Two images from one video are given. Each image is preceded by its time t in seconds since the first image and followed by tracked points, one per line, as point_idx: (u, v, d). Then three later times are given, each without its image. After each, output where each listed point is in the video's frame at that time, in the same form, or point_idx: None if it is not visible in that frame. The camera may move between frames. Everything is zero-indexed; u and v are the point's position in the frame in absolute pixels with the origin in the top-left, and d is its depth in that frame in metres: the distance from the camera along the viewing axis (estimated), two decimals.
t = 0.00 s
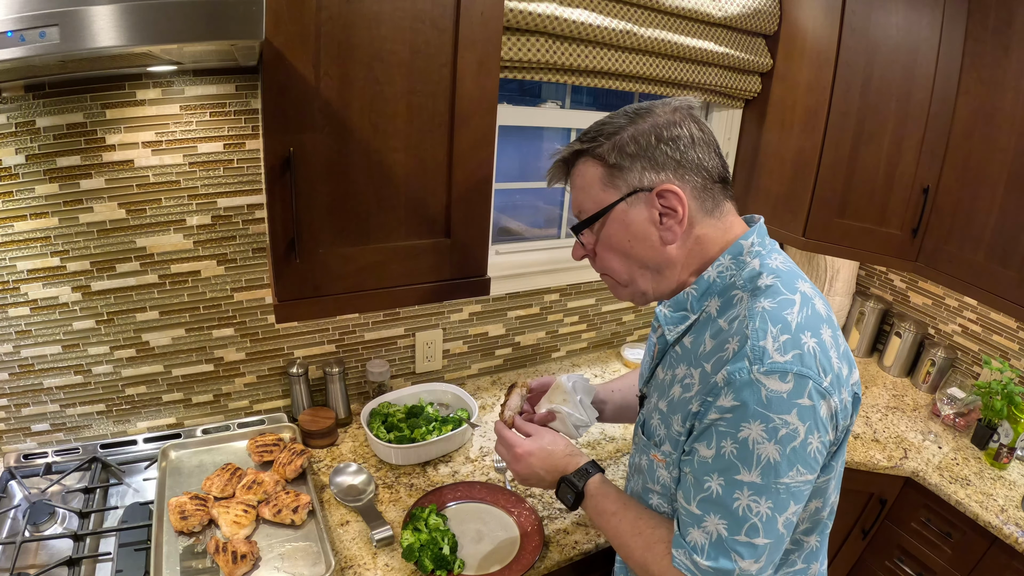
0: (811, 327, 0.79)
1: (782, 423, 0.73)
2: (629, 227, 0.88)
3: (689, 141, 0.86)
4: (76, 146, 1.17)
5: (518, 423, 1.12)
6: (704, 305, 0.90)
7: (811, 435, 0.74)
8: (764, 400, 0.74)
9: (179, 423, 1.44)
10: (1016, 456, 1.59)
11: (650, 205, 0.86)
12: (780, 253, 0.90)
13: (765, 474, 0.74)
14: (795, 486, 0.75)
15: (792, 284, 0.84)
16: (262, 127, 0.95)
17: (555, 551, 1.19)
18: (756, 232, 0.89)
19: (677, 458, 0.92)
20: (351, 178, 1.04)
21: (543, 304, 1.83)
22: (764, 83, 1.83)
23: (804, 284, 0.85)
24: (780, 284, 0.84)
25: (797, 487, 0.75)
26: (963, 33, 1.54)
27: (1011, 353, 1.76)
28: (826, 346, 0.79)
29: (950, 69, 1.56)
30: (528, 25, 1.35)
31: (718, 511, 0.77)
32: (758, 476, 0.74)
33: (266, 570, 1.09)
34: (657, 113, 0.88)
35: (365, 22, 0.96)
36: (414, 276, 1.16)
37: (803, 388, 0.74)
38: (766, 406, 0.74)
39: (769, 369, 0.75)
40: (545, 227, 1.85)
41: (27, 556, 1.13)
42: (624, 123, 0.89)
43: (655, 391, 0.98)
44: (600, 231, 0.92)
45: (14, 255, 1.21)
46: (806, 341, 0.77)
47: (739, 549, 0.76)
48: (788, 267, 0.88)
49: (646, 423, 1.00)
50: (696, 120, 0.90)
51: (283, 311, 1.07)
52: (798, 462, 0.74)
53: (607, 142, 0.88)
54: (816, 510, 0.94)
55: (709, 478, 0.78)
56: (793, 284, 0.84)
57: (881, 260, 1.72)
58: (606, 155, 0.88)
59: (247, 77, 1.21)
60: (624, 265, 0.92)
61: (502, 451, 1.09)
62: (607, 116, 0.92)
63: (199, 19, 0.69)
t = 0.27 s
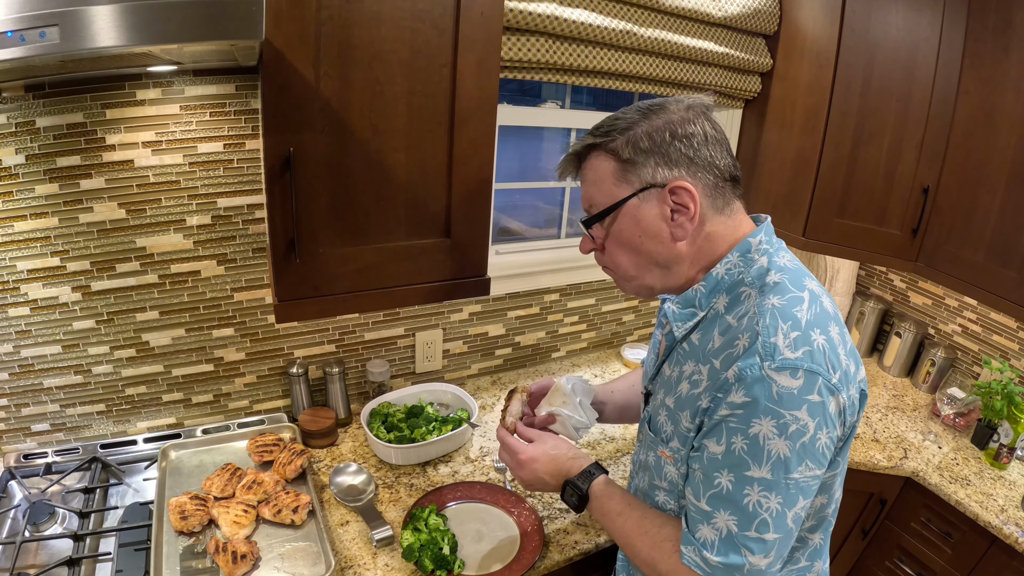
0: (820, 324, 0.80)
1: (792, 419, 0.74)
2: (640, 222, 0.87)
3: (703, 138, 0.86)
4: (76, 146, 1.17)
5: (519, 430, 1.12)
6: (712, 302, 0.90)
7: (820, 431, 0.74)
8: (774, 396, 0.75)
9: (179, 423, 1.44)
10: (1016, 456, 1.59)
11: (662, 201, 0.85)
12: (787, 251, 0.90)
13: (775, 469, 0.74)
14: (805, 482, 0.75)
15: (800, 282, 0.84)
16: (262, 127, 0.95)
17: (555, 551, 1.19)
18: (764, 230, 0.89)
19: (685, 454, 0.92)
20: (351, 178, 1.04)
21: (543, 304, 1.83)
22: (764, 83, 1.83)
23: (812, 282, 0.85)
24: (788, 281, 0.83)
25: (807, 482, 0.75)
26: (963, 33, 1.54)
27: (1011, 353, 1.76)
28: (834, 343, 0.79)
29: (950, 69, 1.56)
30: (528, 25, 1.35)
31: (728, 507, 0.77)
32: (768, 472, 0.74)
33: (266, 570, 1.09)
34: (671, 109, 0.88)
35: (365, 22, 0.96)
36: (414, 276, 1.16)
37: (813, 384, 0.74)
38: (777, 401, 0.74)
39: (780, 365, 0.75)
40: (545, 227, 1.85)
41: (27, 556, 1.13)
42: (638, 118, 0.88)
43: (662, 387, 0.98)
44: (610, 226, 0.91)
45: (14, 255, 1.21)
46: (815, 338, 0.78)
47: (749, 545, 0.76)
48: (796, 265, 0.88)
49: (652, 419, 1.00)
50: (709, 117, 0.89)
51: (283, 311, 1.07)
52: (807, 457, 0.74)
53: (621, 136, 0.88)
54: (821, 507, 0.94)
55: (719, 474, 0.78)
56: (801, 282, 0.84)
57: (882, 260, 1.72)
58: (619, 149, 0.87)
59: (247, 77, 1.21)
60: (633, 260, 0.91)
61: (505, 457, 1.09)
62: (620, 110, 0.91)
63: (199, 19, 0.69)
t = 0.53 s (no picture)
0: (832, 314, 0.80)
1: (807, 406, 0.74)
2: (702, 183, 0.83)
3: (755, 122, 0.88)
4: (76, 146, 1.17)
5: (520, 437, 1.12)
6: (722, 292, 0.89)
7: (832, 420, 0.75)
8: (790, 383, 0.74)
9: (179, 423, 1.44)
10: (1016, 456, 1.59)
11: (727, 169, 0.83)
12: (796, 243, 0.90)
13: (789, 457, 0.74)
14: (818, 469, 0.75)
15: (811, 272, 0.84)
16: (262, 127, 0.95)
17: (555, 551, 1.19)
18: (773, 223, 0.89)
19: (694, 445, 0.91)
20: (351, 178, 1.04)
21: (544, 304, 1.83)
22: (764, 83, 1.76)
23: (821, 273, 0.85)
24: (799, 271, 0.83)
25: (819, 470, 0.75)
26: (963, 33, 1.54)
27: (1011, 353, 1.76)
28: (845, 333, 0.79)
29: (950, 69, 1.56)
30: (528, 25, 1.35)
31: (741, 496, 0.78)
32: (782, 459, 0.74)
33: (266, 570, 1.09)
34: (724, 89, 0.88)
35: (365, 22, 0.96)
36: (414, 276, 1.16)
37: (827, 373, 0.74)
38: (792, 388, 0.74)
39: (795, 353, 0.75)
40: (545, 227, 1.85)
41: (27, 556, 1.13)
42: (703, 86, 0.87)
43: (667, 378, 0.97)
44: (666, 177, 0.84)
45: (14, 255, 1.21)
46: (829, 327, 0.78)
47: (762, 534, 0.77)
48: (805, 257, 0.88)
49: (657, 412, 0.99)
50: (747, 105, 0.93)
51: (283, 311, 1.07)
52: (820, 445, 0.74)
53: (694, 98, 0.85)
54: (824, 500, 0.95)
55: (732, 463, 0.78)
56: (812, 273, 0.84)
57: (881, 259, 1.72)
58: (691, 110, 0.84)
59: (247, 77, 1.20)
60: (674, 220, 0.86)
61: (506, 466, 1.10)
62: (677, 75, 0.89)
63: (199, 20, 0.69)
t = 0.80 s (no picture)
0: (844, 301, 0.80)
1: (826, 390, 0.73)
2: (732, 172, 0.88)
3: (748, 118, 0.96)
4: (76, 146, 1.17)
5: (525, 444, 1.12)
6: (732, 287, 0.89)
7: (849, 404, 0.74)
8: (809, 366, 0.74)
9: (179, 423, 1.45)
10: (1016, 456, 1.59)
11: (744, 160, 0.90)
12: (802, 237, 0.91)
13: (809, 442, 0.74)
14: (837, 454, 0.74)
15: (819, 263, 0.85)
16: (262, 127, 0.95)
17: (555, 551, 1.19)
18: (775, 219, 0.92)
19: (711, 439, 0.90)
20: (351, 178, 1.04)
21: (544, 304, 1.83)
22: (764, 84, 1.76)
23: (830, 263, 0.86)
24: (807, 262, 0.84)
25: (837, 456, 0.75)
26: (963, 33, 1.54)
27: (1011, 353, 1.76)
28: (859, 319, 0.79)
29: (950, 69, 1.56)
30: (528, 25, 1.35)
31: (761, 484, 0.77)
32: (801, 444, 0.74)
33: (266, 570, 1.09)
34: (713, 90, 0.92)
35: (365, 22, 0.96)
36: (415, 276, 1.16)
37: (844, 356, 0.74)
38: (811, 372, 0.74)
39: (813, 337, 0.75)
40: (545, 227, 1.85)
41: (27, 556, 1.13)
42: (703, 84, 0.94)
43: (675, 376, 0.97)
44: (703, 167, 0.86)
45: (14, 255, 1.21)
46: (842, 313, 0.78)
47: (783, 521, 0.76)
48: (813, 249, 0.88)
49: (665, 411, 0.98)
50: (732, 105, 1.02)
51: (283, 311, 1.07)
52: (839, 430, 0.74)
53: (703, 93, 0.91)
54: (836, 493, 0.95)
55: (751, 451, 0.78)
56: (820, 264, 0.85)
57: (882, 260, 1.73)
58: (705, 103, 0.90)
59: (247, 77, 1.20)
60: (714, 210, 0.87)
61: (514, 476, 1.10)
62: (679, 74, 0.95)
63: (198, 20, 0.69)
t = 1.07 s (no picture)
0: (839, 304, 0.81)
1: (823, 394, 0.73)
2: (726, 174, 0.87)
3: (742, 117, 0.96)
4: (76, 146, 1.17)
5: (521, 449, 1.12)
6: (727, 290, 0.89)
7: (847, 408, 0.75)
8: (806, 371, 0.74)
9: (179, 423, 1.44)
10: (1016, 456, 1.59)
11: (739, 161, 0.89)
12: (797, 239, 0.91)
13: (806, 447, 0.74)
14: (834, 459, 0.75)
15: (815, 266, 0.85)
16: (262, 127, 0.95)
17: (555, 551, 1.19)
18: (769, 221, 0.91)
19: (707, 444, 0.90)
20: (351, 179, 1.04)
21: (544, 304, 1.83)
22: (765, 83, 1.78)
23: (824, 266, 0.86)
24: (803, 265, 0.84)
25: (834, 461, 0.75)
26: (963, 33, 1.54)
27: (1011, 353, 1.76)
28: (854, 323, 0.80)
29: (950, 70, 1.56)
30: (528, 25, 1.35)
31: (758, 489, 0.77)
32: (799, 450, 0.74)
33: (266, 570, 1.09)
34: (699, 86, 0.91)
35: (365, 22, 0.96)
36: (415, 276, 1.16)
37: (841, 360, 0.74)
38: (808, 377, 0.74)
39: (810, 341, 0.75)
40: (545, 227, 1.85)
41: (27, 556, 1.13)
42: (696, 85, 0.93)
43: (670, 380, 0.96)
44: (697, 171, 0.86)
45: (14, 255, 1.20)
46: (839, 316, 0.78)
47: (781, 527, 0.76)
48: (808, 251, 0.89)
49: (661, 414, 0.98)
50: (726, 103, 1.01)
51: (283, 311, 1.07)
52: (836, 435, 0.74)
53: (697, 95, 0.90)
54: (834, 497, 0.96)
55: (748, 456, 0.78)
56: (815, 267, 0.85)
57: (883, 260, 1.73)
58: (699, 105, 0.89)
59: (247, 77, 1.20)
60: (707, 213, 0.87)
61: (510, 481, 1.09)
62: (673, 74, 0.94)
63: (199, 19, 0.69)
